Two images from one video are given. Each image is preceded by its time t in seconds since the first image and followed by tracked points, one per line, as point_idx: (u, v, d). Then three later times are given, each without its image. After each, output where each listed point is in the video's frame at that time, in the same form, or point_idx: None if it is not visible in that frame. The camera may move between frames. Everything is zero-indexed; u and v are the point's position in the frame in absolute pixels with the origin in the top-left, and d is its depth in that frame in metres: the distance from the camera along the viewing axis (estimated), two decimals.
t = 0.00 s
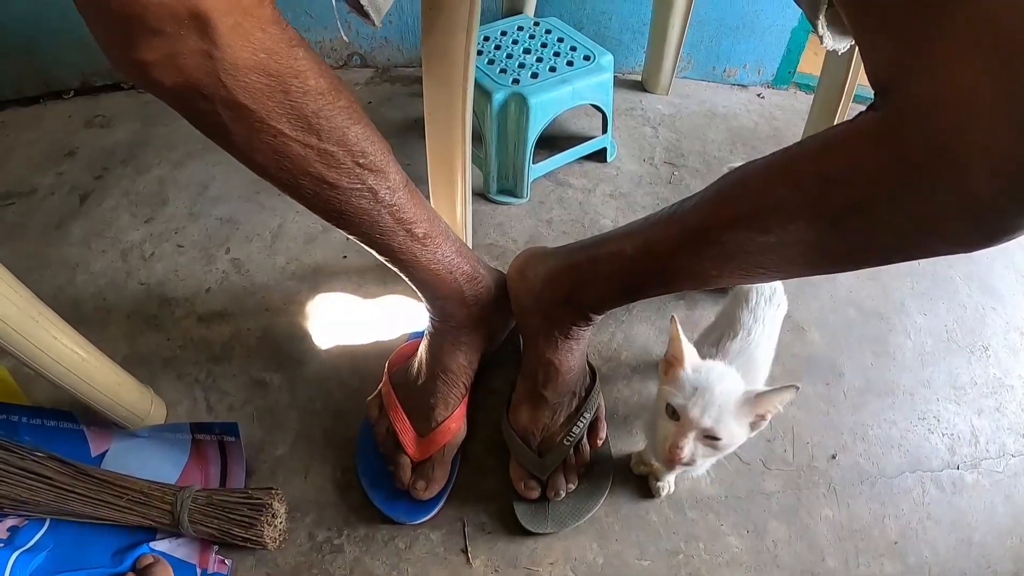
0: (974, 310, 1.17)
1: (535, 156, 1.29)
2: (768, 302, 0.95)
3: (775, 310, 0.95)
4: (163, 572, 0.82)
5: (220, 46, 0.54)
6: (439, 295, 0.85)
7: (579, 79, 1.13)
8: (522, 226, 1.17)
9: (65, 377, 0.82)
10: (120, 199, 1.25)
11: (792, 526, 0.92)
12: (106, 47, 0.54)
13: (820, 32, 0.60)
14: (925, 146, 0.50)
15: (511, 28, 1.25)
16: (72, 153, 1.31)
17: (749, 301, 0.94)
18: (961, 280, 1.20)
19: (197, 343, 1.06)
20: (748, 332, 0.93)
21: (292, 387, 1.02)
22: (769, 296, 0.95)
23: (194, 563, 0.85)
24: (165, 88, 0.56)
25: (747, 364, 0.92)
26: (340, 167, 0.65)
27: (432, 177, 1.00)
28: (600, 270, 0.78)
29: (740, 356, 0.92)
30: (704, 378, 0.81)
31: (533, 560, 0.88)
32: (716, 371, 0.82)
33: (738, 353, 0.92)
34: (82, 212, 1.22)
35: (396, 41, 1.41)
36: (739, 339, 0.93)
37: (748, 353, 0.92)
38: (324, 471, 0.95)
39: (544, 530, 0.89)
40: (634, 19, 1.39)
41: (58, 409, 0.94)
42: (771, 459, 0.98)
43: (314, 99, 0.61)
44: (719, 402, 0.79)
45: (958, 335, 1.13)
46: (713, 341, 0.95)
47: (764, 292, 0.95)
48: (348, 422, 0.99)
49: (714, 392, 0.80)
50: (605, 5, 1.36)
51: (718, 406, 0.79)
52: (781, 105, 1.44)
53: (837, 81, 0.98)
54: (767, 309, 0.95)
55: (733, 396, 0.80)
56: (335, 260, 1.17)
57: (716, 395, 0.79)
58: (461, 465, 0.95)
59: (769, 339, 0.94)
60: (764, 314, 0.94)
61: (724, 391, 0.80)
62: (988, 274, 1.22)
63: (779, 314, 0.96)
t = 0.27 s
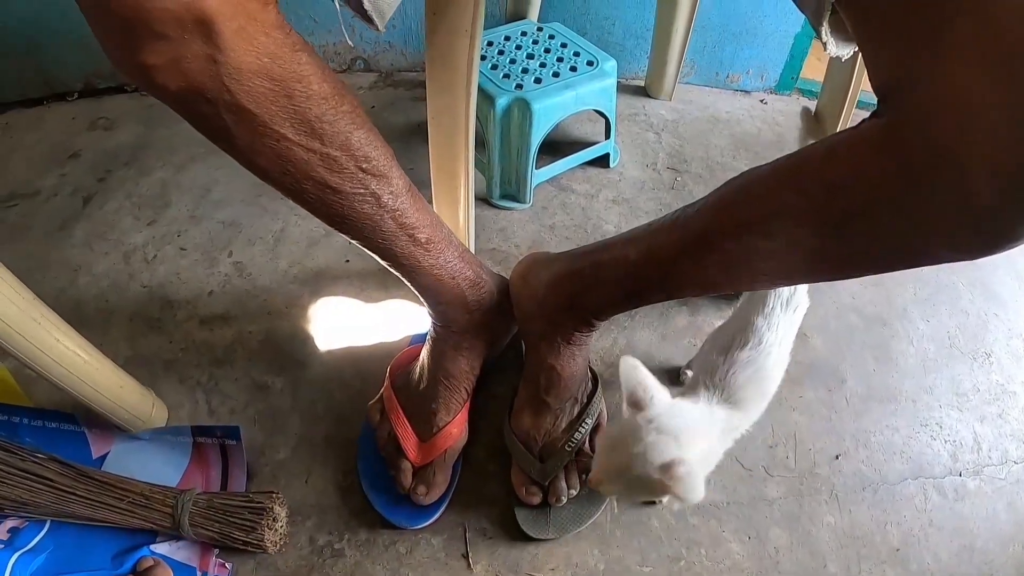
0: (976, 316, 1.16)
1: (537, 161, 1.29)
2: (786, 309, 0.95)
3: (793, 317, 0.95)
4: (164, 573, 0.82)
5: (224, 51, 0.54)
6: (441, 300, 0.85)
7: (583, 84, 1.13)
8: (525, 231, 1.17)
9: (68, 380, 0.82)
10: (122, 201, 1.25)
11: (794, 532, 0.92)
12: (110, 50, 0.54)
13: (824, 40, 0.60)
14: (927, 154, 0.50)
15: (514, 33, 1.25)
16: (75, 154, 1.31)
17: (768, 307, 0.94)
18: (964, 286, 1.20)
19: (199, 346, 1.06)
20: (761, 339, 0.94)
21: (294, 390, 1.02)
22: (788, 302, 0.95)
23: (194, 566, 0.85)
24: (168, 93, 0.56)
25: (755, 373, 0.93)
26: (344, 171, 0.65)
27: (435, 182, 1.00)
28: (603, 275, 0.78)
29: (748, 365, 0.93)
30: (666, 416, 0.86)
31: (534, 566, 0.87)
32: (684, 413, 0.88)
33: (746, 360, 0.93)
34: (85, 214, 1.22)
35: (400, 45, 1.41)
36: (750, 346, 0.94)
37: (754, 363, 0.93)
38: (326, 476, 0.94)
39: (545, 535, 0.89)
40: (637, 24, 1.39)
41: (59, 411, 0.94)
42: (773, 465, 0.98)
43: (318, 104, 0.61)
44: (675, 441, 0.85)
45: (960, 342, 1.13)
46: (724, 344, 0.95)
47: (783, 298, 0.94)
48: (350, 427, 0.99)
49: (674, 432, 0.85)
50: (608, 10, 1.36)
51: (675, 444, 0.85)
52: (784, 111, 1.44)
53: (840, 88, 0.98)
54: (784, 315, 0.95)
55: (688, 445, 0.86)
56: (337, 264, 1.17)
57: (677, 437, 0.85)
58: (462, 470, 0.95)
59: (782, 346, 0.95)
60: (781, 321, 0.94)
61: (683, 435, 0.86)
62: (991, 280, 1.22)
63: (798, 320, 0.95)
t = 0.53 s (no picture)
0: (976, 324, 1.17)
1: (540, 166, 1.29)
2: (757, 317, 0.86)
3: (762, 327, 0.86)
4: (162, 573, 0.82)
5: (232, 52, 0.54)
6: (443, 303, 0.85)
7: (586, 90, 1.13)
8: (527, 236, 1.18)
9: (69, 378, 0.82)
10: (125, 201, 1.25)
11: (793, 538, 0.92)
12: (119, 50, 0.55)
13: (826, 48, 0.61)
14: (928, 161, 0.50)
15: (518, 38, 1.25)
16: (78, 153, 1.31)
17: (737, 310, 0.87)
18: (964, 295, 1.21)
19: (201, 347, 1.07)
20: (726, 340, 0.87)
21: (295, 392, 1.03)
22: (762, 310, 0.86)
23: (193, 565, 0.86)
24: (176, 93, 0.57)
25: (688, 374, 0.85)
26: (349, 174, 0.66)
27: (438, 185, 1.01)
28: (604, 279, 0.78)
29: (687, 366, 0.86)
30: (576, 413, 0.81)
31: (533, 569, 0.88)
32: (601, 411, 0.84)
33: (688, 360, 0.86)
34: (87, 213, 1.23)
35: (404, 49, 1.42)
36: (700, 346, 0.87)
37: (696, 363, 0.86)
38: (326, 477, 0.95)
39: (546, 539, 0.89)
40: (640, 31, 1.40)
41: (59, 409, 0.95)
42: (773, 471, 0.98)
43: (324, 106, 0.62)
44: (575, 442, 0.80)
45: (960, 350, 1.13)
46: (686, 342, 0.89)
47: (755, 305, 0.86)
48: (350, 429, 0.99)
49: (583, 432, 0.80)
50: (611, 16, 1.37)
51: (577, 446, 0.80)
52: (786, 118, 1.44)
53: (842, 97, 0.98)
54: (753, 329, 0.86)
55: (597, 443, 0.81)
56: (340, 266, 1.18)
57: (584, 438, 0.80)
58: (462, 473, 0.96)
59: (737, 359, 0.86)
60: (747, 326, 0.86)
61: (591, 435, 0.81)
62: (991, 289, 1.22)
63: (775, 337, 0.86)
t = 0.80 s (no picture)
0: (974, 333, 1.17)
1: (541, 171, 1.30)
2: (678, 342, 0.78)
3: (659, 354, 0.78)
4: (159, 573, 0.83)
5: (239, 53, 0.55)
6: (443, 306, 0.85)
7: (589, 96, 1.14)
8: (528, 241, 1.18)
9: (68, 375, 0.83)
10: (127, 200, 1.26)
11: (790, 545, 0.92)
12: (126, 48, 0.55)
13: (827, 56, 0.61)
14: (927, 169, 0.50)
15: (522, 44, 1.26)
16: (81, 152, 1.32)
17: (660, 329, 0.79)
18: (962, 304, 1.21)
19: (201, 347, 1.07)
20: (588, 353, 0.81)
21: (295, 393, 1.03)
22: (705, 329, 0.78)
23: (190, 565, 0.86)
24: (180, 92, 0.57)
25: (579, 397, 0.78)
26: (353, 176, 0.66)
27: (441, 189, 1.01)
28: (605, 284, 0.79)
29: (578, 381, 0.78)
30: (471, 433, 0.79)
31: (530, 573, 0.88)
32: (495, 417, 0.80)
33: (585, 375, 0.78)
34: (90, 212, 1.23)
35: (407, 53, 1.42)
36: (592, 363, 0.79)
37: (577, 385, 0.78)
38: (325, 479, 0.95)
39: (544, 543, 0.89)
40: (643, 37, 1.40)
41: (58, 407, 0.95)
42: (770, 478, 0.98)
43: (329, 109, 0.62)
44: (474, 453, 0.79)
45: (958, 358, 1.14)
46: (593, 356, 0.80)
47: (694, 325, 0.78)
48: (350, 431, 1.00)
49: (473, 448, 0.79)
50: (614, 23, 1.38)
51: (475, 455, 0.79)
52: (786, 127, 1.45)
53: (843, 106, 0.99)
54: (686, 361, 0.78)
55: (477, 455, 0.79)
56: (341, 269, 1.18)
57: (474, 452, 0.79)
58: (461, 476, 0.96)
59: (631, 390, 0.79)
60: (657, 350, 0.78)
61: (483, 444, 0.79)
62: (990, 298, 1.23)
63: (686, 375, 0.79)
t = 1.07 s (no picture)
0: (974, 336, 1.17)
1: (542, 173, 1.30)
2: (643, 399, 0.70)
3: (626, 417, 0.71)
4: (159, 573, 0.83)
5: (241, 55, 0.55)
6: (444, 308, 0.86)
7: (589, 98, 1.14)
8: (528, 243, 1.18)
9: (68, 375, 0.83)
10: (128, 201, 1.26)
11: (790, 547, 0.92)
12: (129, 50, 0.55)
13: (827, 60, 0.61)
14: (927, 171, 0.51)
15: (522, 46, 1.26)
16: (82, 153, 1.32)
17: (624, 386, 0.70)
18: (962, 306, 1.21)
19: (201, 348, 1.07)
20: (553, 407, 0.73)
21: (295, 395, 1.03)
22: (671, 371, 0.69)
23: (190, 566, 0.86)
24: (182, 94, 0.57)
25: (541, 472, 0.71)
26: (354, 178, 0.66)
27: (441, 191, 1.02)
28: (605, 287, 0.79)
29: (540, 451, 0.71)
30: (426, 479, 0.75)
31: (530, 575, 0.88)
32: (452, 471, 0.75)
33: (546, 444, 0.71)
34: (91, 212, 1.23)
35: (408, 55, 1.42)
36: (555, 435, 0.71)
37: (539, 456, 0.71)
38: (325, 480, 0.95)
39: (544, 545, 0.89)
40: (643, 40, 1.41)
41: (58, 407, 0.95)
42: (770, 480, 0.98)
43: (331, 111, 0.63)
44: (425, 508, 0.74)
45: (958, 361, 1.14)
46: (552, 416, 0.72)
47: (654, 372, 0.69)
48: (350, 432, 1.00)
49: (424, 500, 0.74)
50: (615, 26, 1.38)
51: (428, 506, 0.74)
52: (786, 129, 1.45)
53: (842, 109, 0.99)
54: (652, 404, 0.71)
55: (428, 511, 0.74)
56: (341, 270, 1.18)
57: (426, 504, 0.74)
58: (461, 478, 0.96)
59: (598, 453, 0.72)
60: (622, 413, 0.71)
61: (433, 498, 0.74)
62: (990, 301, 1.23)
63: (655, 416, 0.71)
